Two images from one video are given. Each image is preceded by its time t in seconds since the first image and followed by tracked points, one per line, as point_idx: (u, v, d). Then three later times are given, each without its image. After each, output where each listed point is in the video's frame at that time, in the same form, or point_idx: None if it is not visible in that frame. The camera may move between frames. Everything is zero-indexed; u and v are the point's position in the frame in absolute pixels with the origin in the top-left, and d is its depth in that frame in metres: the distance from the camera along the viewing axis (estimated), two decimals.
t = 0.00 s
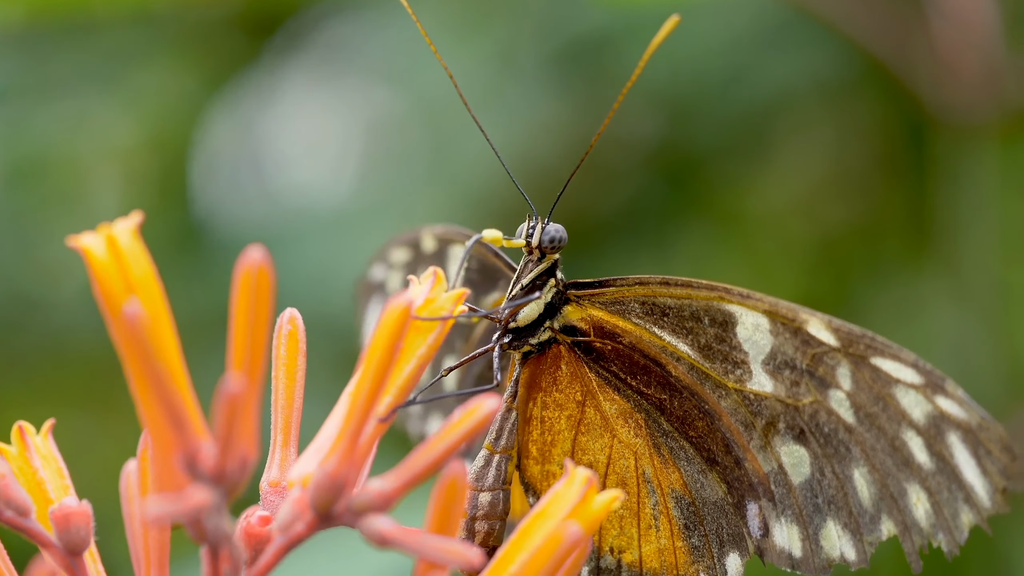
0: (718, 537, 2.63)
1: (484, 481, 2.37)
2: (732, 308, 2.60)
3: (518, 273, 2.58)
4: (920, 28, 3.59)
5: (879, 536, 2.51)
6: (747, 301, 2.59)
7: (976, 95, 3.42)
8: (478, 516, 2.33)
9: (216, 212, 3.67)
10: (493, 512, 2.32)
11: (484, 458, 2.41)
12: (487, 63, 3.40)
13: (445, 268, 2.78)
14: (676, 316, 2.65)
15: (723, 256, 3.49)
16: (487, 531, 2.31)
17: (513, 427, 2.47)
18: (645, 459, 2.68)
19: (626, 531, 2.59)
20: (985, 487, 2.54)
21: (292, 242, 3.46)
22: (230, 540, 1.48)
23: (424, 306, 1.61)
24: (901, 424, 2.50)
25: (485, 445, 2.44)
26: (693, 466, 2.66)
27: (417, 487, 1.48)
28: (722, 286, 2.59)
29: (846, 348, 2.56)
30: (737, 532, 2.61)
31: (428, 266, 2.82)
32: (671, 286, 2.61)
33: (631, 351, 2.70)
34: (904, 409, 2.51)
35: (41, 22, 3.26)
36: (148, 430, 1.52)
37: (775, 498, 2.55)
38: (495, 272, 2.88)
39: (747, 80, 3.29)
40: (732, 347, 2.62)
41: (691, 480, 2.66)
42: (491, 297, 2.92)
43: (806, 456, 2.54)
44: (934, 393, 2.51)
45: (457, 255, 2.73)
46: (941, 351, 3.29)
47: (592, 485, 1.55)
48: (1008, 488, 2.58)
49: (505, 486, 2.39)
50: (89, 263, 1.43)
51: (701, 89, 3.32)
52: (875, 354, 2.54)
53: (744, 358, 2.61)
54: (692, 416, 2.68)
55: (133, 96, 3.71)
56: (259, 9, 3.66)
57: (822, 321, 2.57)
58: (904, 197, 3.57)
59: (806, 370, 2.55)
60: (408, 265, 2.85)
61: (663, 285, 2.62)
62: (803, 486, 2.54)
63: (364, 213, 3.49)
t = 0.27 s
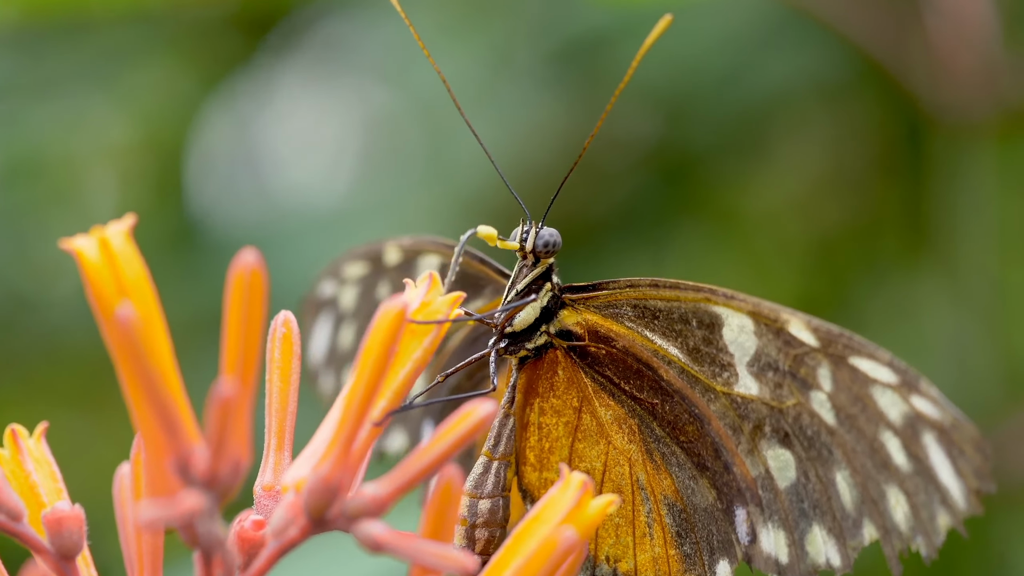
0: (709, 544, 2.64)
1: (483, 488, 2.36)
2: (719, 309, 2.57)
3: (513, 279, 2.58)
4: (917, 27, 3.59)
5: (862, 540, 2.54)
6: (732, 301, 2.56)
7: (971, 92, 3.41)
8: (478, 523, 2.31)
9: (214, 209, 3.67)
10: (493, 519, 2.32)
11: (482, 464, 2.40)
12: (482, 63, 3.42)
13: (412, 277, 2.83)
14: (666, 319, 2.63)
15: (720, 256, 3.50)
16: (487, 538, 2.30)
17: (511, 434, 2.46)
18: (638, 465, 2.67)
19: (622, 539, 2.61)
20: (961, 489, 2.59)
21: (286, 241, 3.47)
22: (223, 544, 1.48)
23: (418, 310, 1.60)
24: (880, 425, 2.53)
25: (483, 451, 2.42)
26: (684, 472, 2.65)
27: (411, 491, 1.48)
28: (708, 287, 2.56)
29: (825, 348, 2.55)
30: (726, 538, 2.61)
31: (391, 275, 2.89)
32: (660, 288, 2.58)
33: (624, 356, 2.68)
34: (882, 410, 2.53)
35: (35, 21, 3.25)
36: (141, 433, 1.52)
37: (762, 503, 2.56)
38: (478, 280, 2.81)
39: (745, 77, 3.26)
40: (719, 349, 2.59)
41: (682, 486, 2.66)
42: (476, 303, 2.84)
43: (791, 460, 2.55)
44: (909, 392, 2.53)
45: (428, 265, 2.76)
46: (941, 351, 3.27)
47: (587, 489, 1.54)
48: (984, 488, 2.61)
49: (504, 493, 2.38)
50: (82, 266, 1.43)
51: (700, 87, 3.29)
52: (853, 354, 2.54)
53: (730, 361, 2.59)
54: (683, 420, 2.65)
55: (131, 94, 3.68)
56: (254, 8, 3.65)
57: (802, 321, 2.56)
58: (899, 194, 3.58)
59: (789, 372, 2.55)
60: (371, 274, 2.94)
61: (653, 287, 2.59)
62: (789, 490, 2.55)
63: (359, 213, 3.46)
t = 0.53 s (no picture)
0: (697, 546, 2.67)
1: (474, 487, 2.36)
2: (707, 311, 2.62)
3: (506, 277, 2.53)
4: (913, 24, 3.59)
5: (847, 544, 2.65)
6: (720, 302, 2.61)
7: (970, 91, 3.41)
8: (469, 522, 2.31)
9: (207, 215, 3.63)
10: (484, 518, 2.31)
11: (474, 463, 2.40)
12: (477, 59, 3.38)
13: (391, 273, 2.83)
14: (656, 320, 2.66)
15: (718, 255, 3.48)
16: (478, 538, 2.30)
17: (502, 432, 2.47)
18: (628, 466, 2.67)
19: (611, 540, 2.58)
20: (944, 494, 2.67)
21: (281, 241, 3.46)
22: (213, 546, 1.47)
23: (411, 309, 1.62)
24: (864, 428, 2.61)
25: (475, 450, 2.43)
26: (673, 472, 2.67)
27: (403, 493, 1.47)
28: (698, 288, 2.60)
29: (812, 351, 2.61)
30: (713, 540, 2.67)
31: (368, 271, 2.88)
32: (651, 288, 2.61)
33: (615, 355, 2.69)
34: (866, 414, 2.61)
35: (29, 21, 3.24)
36: (130, 435, 1.51)
37: (750, 505, 2.64)
38: (466, 278, 2.78)
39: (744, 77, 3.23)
40: (708, 351, 2.64)
41: (671, 487, 2.67)
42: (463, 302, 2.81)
43: (778, 462, 2.63)
44: (893, 396, 2.60)
45: (411, 262, 2.74)
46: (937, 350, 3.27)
47: (580, 491, 1.54)
48: (966, 493, 2.68)
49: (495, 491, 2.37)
50: (70, 266, 1.41)
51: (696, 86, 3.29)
52: (839, 357, 2.62)
53: (719, 362, 2.64)
54: (672, 421, 2.67)
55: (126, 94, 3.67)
56: (249, 6, 3.64)
57: (789, 323, 2.61)
58: (896, 194, 3.56)
59: (775, 374, 2.61)
60: (345, 270, 2.92)
61: (643, 287, 2.62)
62: (776, 493, 2.64)
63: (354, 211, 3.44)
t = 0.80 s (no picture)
0: (684, 548, 2.69)
1: (470, 492, 2.34)
2: (693, 308, 2.62)
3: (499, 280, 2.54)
4: (908, 22, 3.60)
5: (827, 542, 2.68)
6: (705, 299, 2.61)
7: (967, 90, 3.42)
8: (465, 527, 2.27)
9: (203, 211, 3.61)
10: (481, 523, 2.29)
11: (470, 468, 2.39)
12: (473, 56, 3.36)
13: (371, 284, 2.86)
14: (645, 319, 2.67)
15: (715, 253, 3.49)
16: (474, 544, 2.27)
17: (497, 438, 2.46)
18: (619, 470, 2.66)
19: (604, 545, 2.60)
20: (920, 486, 2.68)
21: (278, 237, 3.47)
22: (203, 549, 1.46)
23: (403, 311, 1.60)
24: (843, 423, 2.62)
25: (470, 456, 2.42)
26: (662, 474, 2.68)
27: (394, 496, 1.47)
28: (684, 286, 2.59)
29: (792, 345, 2.62)
30: (700, 542, 2.69)
31: (346, 284, 2.91)
32: (640, 287, 2.62)
33: (607, 357, 2.69)
34: (844, 407, 2.62)
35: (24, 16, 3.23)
36: (121, 436, 1.50)
37: (734, 504, 2.67)
38: (454, 283, 2.76)
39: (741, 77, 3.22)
40: (693, 348, 2.65)
41: (660, 490, 2.68)
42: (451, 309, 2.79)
43: (762, 460, 2.65)
44: (870, 388, 2.60)
45: (394, 271, 2.79)
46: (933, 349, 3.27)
47: (571, 492, 1.53)
48: (942, 484, 2.69)
49: (491, 497, 2.38)
50: (60, 266, 1.39)
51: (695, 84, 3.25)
52: (818, 351, 2.61)
53: (705, 361, 2.65)
54: (661, 422, 2.68)
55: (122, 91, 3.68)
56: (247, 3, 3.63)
57: (771, 318, 2.62)
58: (894, 195, 3.55)
59: (758, 370, 2.62)
60: (322, 284, 2.94)
61: (632, 286, 2.62)
62: (759, 492, 2.66)
63: (349, 210, 3.43)
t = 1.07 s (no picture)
0: (674, 549, 2.73)
1: (458, 489, 2.36)
2: (684, 310, 2.66)
3: (485, 278, 2.50)
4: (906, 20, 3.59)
5: (820, 545, 2.74)
6: (696, 301, 2.65)
7: (963, 89, 3.41)
8: (453, 525, 2.29)
9: (202, 211, 3.61)
10: (468, 521, 2.30)
11: (457, 466, 2.39)
12: (471, 56, 3.36)
13: (352, 273, 2.82)
14: (635, 319, 2.71)
15: (713, 251, 3.47)
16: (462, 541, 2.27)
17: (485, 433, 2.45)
18: (608, 468, 2.70)
19: (592, 543, 2.60)
20: (915, 494, 2.73)
21: (274, 237, 3.44)
22: (199, 550, 1.46)
23: (396, 309, 1.60)
24: (836, 428, 2.68)
25: (457, 452, 2.41)
26: (652, 474, 2.71)
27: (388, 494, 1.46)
28: (674, 287, 2.63)
29: (785, 350, 2.66)
30: (690, 542, 2.73)
31: (327, 272, 2.86)
32: (629, 287, 2.65)
33: (597, 355, 2.71)
34: (838, 413, 2.67)
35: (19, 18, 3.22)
36: (115, 437, 1.50)
37: (727, 506, 2.73)
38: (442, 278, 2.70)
39: (739, 75, 3.22)
40: (684, 350, 2.70)
41: (650, 489, 2.71)
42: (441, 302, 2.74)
43: (753, 463, 2.71)
44: (864, 394, 2.64)
45: (377, 262, 2.75)
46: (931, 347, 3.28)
47: (570, 492, 1.53)
48: (935, 491, 2.75)
49: (478, 493, 2.38)
50: (54, 267, 1.40)
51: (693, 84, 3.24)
52: (812, 356, 2.65)
53: (696, 362, 2.70)
54: (651, 421, 2.71)
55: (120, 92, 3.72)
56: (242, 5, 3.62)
57: (763, 322, 2.66)
58: (893, 193, 3.54)
59: (750, 373, 2.67)
60: (302, 271, 2.90)
61: (622, 286, 2.65)
62: (751, 493, 2.73)
63: (347, 209, 3.43)
